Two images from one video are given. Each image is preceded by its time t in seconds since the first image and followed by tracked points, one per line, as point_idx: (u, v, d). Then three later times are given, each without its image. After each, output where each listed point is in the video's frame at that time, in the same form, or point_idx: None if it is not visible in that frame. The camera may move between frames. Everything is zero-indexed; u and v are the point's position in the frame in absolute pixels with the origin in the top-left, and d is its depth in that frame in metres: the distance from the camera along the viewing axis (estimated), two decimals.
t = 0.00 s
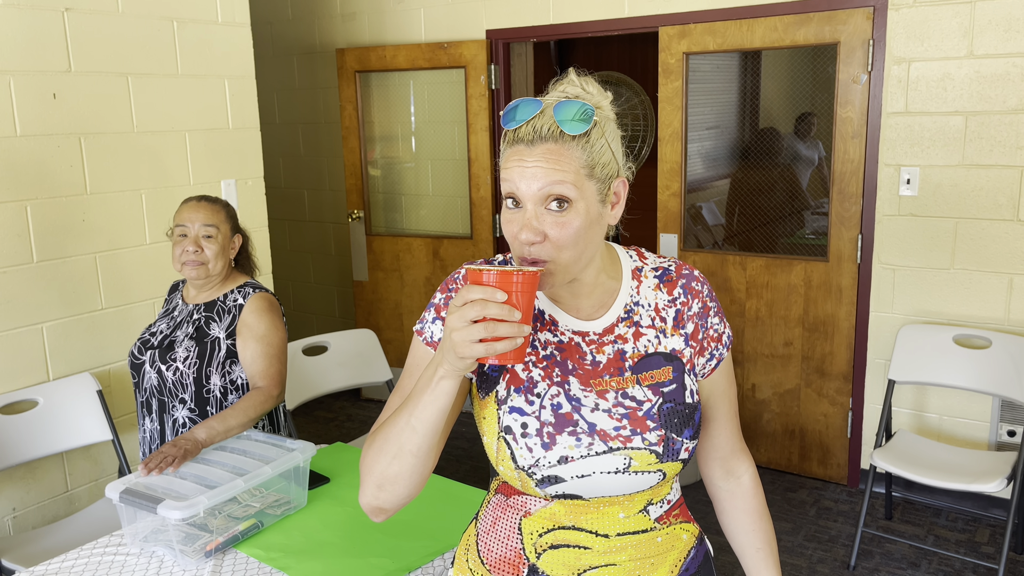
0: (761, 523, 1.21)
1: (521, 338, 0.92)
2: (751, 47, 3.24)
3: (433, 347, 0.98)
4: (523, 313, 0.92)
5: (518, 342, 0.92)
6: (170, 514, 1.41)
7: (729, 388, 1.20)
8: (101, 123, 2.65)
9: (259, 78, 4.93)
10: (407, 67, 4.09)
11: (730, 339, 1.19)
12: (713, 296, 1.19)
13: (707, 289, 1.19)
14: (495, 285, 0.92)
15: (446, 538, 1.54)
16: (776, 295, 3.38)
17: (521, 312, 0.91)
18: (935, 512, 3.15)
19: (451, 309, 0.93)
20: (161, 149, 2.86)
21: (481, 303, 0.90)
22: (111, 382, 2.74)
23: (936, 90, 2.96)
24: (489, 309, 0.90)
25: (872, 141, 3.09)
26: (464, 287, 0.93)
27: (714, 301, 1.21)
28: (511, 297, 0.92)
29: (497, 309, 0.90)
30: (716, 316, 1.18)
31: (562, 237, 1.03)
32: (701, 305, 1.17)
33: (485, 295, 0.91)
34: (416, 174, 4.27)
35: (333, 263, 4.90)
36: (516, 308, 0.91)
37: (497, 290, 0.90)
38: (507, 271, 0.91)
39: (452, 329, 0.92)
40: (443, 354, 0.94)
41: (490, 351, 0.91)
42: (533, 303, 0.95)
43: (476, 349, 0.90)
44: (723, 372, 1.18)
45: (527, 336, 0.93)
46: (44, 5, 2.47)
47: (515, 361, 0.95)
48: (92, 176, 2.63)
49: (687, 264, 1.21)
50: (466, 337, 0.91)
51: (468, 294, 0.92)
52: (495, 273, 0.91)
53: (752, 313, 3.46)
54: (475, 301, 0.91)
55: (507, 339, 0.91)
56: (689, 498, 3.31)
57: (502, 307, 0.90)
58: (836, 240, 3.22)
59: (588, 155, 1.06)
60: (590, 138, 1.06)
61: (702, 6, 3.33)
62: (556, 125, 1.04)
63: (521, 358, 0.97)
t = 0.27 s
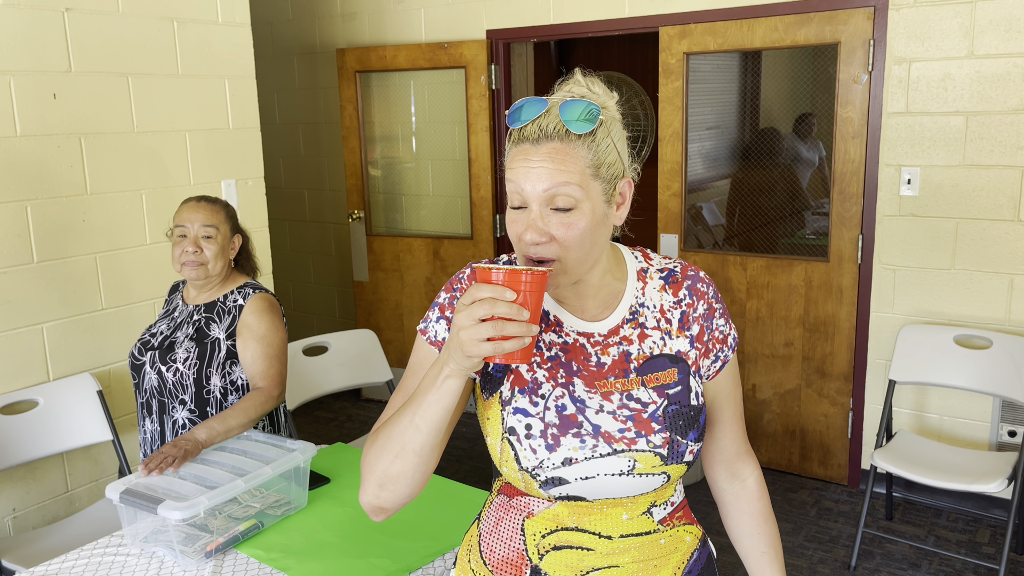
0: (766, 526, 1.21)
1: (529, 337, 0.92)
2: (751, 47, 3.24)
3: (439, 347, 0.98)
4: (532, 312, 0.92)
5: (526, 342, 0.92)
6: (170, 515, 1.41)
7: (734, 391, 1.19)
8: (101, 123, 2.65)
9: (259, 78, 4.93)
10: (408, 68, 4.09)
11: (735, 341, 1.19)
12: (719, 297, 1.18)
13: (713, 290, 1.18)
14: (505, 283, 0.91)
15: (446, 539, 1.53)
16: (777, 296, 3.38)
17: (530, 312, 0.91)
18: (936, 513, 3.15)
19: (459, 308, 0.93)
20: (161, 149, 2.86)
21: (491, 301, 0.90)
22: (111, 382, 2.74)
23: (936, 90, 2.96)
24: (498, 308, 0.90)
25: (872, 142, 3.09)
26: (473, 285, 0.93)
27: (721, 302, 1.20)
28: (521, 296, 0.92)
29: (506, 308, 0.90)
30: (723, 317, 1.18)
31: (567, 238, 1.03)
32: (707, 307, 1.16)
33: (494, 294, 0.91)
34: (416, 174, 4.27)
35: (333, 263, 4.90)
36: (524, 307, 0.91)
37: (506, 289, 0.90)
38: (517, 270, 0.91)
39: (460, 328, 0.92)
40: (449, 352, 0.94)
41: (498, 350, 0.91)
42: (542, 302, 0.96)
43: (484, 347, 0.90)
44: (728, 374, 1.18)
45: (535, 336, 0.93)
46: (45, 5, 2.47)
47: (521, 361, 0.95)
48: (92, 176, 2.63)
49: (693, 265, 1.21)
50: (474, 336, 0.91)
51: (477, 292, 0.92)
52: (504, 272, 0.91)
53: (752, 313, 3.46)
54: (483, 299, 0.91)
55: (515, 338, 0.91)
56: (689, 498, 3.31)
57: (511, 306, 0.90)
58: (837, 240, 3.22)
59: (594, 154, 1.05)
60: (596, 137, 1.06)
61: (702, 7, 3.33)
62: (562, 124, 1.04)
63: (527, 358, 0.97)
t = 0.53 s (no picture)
0: (770, 525, 1.21)
1: (533, 336, 0.92)
2: (751, 47, 3.24)
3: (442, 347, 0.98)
4: (537, 312, 0.92)
5: (530, 341, 0.92)
6: (170, 515, 1.40)
7: (736, 390, 1.19)
8: (102, 124, 2.65)
9: (259, 78, 4.93)
10: (408, 68, 4.09)
11: (738, 343, 1.19)
12: (721, 298, 1.19)
13: (714, 292, 1.18)
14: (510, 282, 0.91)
15: (446, 539, 1.53)
16: (777, 296, 3.38)
17: (535, 311, 0.91)
18: (936, 513, 3.15)
19: (464, 306, 0.92)
20: (161, 150, 2.86)
21: (496, 300, 0.90)
22: (111, 382, 2.74)
23: (936, 90, 2.96)
24: (503, 306, 0.90)
25: (872, 142, 3.09)
26: (478, 283, 0.93)
27: (723, 303, 1.20)
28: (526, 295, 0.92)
29: (511, 307, 0.90)
30: (725, 319, 1.18)
31: (569, 240, 1.03)
32: (709, 308, 1.16)
33: (499, 293, 0.91)
34: (416, 175, 4.27)
35: (334, 263, 4.90)
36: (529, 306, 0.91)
37: (512, 288, 0.91)
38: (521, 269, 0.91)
39: (464, 326, 0.92)
40: (453, 352, 0.94)
41: (502, 349, 0.91)
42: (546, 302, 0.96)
43: (488, 346, 0.90)
44: (731, 374, 1.18)
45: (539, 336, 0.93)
46: (45, 5, 2.47)
47: (524, 359, 0.95)
48: (92, 176, 2.63)
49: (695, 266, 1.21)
50: (479, 334, 0.90)
51: (482, 290, 0.92)
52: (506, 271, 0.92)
53: (752, 313, 3.46)
54: (488, 298, 0.91)
55: (519, 338, 0.91)
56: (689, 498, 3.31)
57: (517, 305, 0.90)
58: (837, 241, 3.22)
59: (595, 155, 1.05)
60: (597, 138, 1.06)
61: (702, 7, 3.33)
62: (564, 125, 1.04)
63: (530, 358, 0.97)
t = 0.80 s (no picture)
0: (769, 525, 1.21)
1: (533, 334, 0.92)
2: (751, 47, 3.24)
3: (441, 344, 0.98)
4: (537, 310, 0.92)
5: (529, 339, 0.92)
6: (171, 516, 1.40)
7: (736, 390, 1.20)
8: (102, 124, 2.65)
9: (259, 79, 4.92)
10: (407, 68, 4.09)
11: (738, 343, 1.19)
12: (721, 299, 1.19)
13: (715, 292, 1.18)
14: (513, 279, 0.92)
15: (447, 540, 1.53)
16: (777, 296, 3.38)
17: (535, 309, 0.91)
18: (936, 513, 3.15)
19: (465, 302, 0.93)
20: (161, 150, 2.85)
21: (497, 297, 0.90)
22: (111, 383, 2.74)
23: (936, 91, 2.96)
24: (504, 303, 0.90)
25: (872, 142, 3.09)
26: (479, 280, 0.93)
27: (723, 304, 1.20)
28: (527, 293, 0.92)
29: (512, 304, 0.90)
30: (725, 319, 1.18)
31: (567, 244, 1.03)
32: (709, 309, 1.17)
33: (501, 289, 0.91)
34: (416, 175, 4.27)
35: (334, 263, 4.90)
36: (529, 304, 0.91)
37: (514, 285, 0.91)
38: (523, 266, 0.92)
39: (464, 322, 0.92)
40: (452, 349, 0.94)
41: (502, 346, 0.91)
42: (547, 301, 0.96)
43: (487, 343, 0.90)
44: (730, 374, 1.18)
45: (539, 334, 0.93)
46: (45, 6, 2.47)
47: (523, 357, 0.94)
48: (92, 177, 2.63)
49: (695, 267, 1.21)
50: (479, 330, 0.90)
51: (484, 287, 0.92)
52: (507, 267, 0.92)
53: (753, 314, 3.46)
54: (490, 294, 0.91)
55: (519, 335, 0.91)
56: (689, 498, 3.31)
57: (517, 302, 0.90)
58: (837, 241, 3.22)
59: (593, 158, 1.05)
60: (594, 141, 1.05)
61: (702, 7, 3.33)
62: (560, 128, 1.04)
63: (530, 356, 0.97)
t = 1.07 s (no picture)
0: (771, 527, 1.21)
1: (530, 331, 0.91)
2: (751, 48, 3.24)
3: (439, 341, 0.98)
4: (536, 307, 0.92)
5: (526, 336, 0.92)
6: (171, 517, 1.40)
7: (738, 392, 1.19)
8: (101, 125, 2.65)
9: (258, 79, 4.92)
10: (407, 69, 4.09)
11: (739, 344, 1.18)
12: (722, 299, 1.18)
13: (716, 292, 1.18)
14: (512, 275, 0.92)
15: (447, 541, 1.53)
16: (777, 296, 3.38)
17: (533, 306, 0.91)
18: (936, 513, 3.15)
19: (463, 298, 0.93)
20: (160, 151, 2.85)
21: (495, 292, 0.90)
22: (111, 384, 2.73)
23: (936, 91, 2.96)
24: (502, 299, 0.90)
25: (872, 142, 3.09)
26: (479, 275, 0.93)
27: (724, 304, 1.20)
28: (526, 290, 0.92)
29: (510, 299, 0.89)
30: (726, 320, 1.17)
31: (565, 247, 1.03)
32: (710, 309, 1.16)
33: (500, 285, 0.91)
34: (415, 176, 4.27)
35: (333, 264, 4.90)
36: (528, 301, 0.91)
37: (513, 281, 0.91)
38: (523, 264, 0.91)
39: (462, 318, 0.92)
40: (448, 345, 0.94)
41: (498, 341, 0.90)
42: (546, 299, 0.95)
43: (483, 338, 0.90)
44: (732, 375, 1.18)
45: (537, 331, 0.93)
46: (44, 6, 2.47)
47: (521, 355, 0.94)
48: (91, 178, 2.63)
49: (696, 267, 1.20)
50: (476, 325, 0.90)
51: (483, 282, 0.92)
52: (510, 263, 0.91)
53: (752, 314, 3.46)
54: (489, 290, 0.91)
55: (515, 332, 0.91)
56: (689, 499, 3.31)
57: (515, 298, 0.90)
58: (836, 241, 3.22)
59: (590, 159, 1.05)
60: (591, 143, 1.05)
61: (702, 7, 3.33)
62: (556, 130, 1.03)
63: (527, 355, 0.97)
